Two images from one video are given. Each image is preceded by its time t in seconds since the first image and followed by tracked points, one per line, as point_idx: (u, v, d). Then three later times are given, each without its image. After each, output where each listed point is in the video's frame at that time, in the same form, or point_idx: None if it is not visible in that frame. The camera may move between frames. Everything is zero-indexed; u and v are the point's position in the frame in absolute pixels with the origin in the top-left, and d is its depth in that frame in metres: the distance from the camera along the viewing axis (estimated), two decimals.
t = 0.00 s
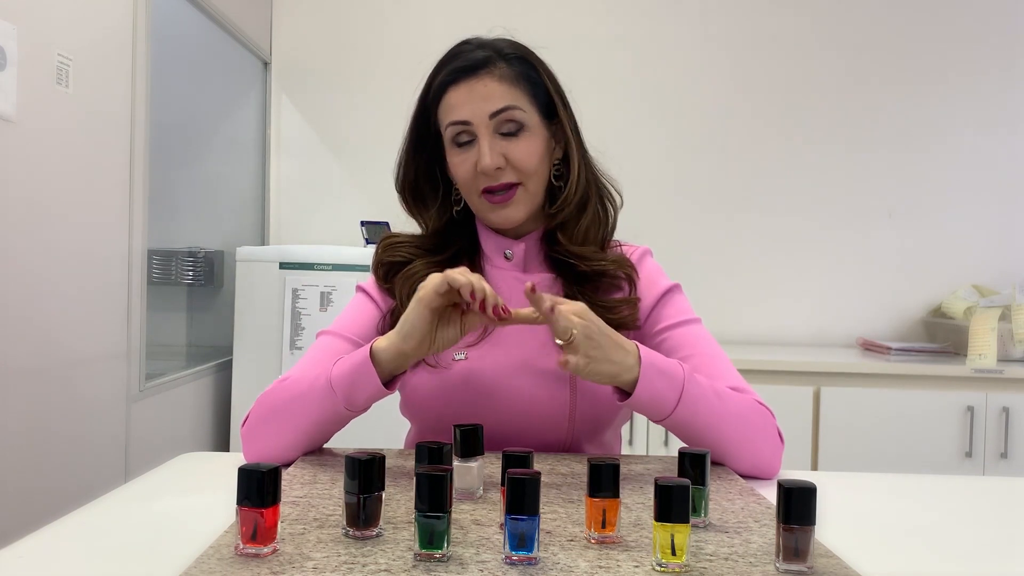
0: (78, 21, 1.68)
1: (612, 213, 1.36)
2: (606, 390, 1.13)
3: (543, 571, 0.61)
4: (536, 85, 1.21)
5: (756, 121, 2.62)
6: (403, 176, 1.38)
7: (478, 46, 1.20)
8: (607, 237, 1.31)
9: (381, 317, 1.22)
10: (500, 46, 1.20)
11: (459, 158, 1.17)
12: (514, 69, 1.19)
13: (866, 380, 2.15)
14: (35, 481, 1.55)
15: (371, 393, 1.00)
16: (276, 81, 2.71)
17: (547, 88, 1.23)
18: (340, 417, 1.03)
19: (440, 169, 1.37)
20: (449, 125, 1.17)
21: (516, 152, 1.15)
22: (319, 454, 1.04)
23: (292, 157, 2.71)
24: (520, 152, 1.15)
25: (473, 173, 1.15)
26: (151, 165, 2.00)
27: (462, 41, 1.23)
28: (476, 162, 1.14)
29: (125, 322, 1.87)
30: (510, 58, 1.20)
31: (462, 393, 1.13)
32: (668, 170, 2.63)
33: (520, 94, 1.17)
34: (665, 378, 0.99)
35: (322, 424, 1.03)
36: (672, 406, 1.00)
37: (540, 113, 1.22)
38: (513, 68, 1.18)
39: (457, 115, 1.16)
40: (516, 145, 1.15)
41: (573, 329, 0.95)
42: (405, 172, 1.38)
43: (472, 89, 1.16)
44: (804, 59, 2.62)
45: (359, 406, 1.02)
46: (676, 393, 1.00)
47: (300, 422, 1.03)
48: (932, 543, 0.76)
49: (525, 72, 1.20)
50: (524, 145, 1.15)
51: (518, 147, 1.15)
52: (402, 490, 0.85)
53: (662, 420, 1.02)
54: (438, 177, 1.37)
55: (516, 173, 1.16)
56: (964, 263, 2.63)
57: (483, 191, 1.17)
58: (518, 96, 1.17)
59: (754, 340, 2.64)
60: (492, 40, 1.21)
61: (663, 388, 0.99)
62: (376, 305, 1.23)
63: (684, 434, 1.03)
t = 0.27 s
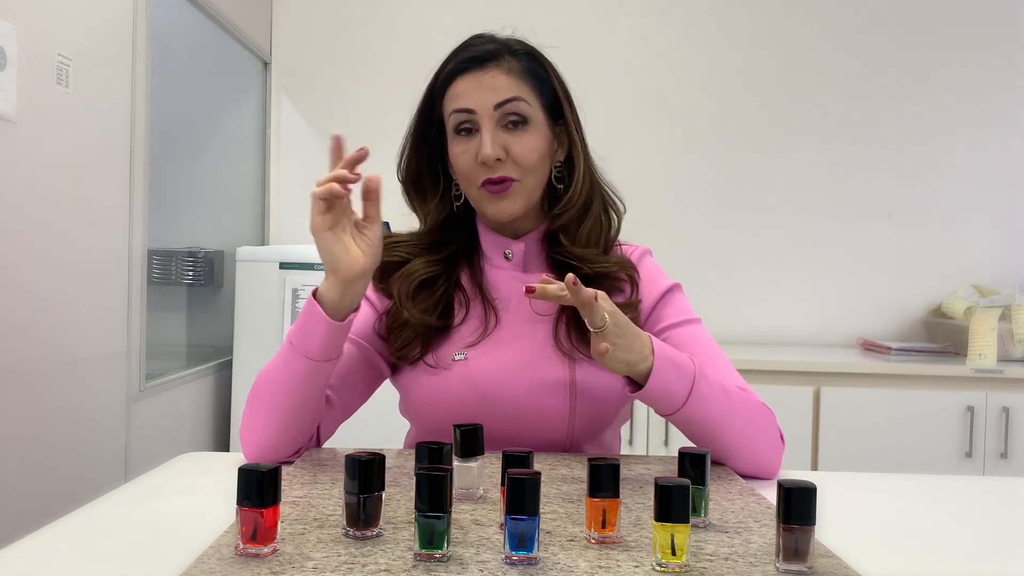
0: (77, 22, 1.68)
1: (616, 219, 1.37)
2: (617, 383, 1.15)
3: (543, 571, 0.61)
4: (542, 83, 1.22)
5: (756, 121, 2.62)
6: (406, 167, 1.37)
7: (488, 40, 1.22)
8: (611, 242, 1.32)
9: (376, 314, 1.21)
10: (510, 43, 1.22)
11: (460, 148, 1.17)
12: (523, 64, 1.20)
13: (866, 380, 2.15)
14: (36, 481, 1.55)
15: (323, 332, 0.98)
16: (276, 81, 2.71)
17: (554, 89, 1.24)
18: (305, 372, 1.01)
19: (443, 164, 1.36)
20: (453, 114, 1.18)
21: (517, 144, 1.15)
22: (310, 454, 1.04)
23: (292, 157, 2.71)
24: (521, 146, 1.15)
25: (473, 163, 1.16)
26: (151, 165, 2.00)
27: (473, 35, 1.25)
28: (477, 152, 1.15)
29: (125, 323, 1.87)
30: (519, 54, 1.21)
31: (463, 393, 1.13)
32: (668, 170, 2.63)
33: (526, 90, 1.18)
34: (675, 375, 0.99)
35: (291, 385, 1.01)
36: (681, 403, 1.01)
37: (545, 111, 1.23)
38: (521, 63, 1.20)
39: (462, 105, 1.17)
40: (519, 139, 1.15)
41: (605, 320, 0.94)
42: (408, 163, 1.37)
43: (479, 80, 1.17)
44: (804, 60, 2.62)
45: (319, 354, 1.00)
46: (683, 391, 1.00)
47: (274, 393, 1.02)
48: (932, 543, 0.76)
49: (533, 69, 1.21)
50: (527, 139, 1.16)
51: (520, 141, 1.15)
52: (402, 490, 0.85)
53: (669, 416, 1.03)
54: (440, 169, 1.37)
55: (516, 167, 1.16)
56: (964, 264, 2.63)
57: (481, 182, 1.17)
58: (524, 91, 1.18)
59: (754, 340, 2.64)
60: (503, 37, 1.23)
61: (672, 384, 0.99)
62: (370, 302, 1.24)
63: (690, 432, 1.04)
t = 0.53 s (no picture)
0: (77, 22, 1.68)
1: (613, 218, 1.37)
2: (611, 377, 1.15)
3: (543, 570, 0.61)
4: (543, 83, 1.23)
5: (756, 121, 2.62)
6: (403, 169, 1.36)
7: (488, 40, 1.22)
8: (608, 235, 1.32)
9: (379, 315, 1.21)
10: (509, 42, 1.22)
11: (461, 148, 1.17)
12: (523, 64, 1.21)
13: (866, 380, 2.15)
14: (36, 481, 1.55)
15: (364, 365, 0.99)
16: (276, 81, 2.71)
17: (554, 89, 1.24)
18: (335, 395, 1.02)
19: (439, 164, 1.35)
20: (455, 114, 1.17)
21: (521, 144, 1.15)
22: (317, 453, 1.05)
23: (292, 157, 2.71)
24: (523, 145, 1.15)
25: (476, 162, 1.15)
26: (151, 164, 2.00)
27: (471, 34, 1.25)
28: (480, 152, 1.14)
29: (125, 323, 1.87)
30: (520, 54, 1.22)
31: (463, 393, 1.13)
32: (668, 170, 2.63)
33: (527, 90, 1.19)
34: (677, 371, 0.99)
35: (321, 405, 1.02)
36: (683, 399, 1.00)
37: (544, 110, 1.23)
38: (522, 63, 1.20)
39: (465, 105, 1.17)
40: (522, 138, 1.15)
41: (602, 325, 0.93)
42: (405, 165, 1.35)
43: (480, 81, 1.18)
44: (804, 60, 2.62)
45: (352, 381, 1.01)
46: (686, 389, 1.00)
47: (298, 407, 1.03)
48: (932, 543, 0.76)
49: (533, 69, 1.22)
50: (529, 139, 1.16)
51: (523, 141, 1.15)
52: (403, 490, 0.85)
53: (671, 413, 1.02)
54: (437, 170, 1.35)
55: (518, 165, 1.16)
56: (964, 264, 2.63)
57: (483, 182, 1.17)
58: (525, 91, 1.18)
59: (754, 340, 2.64)
60: (502, 37, 1.24)
61: (675, 380, 0.99)
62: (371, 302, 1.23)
63: (690, 428, 1.03)
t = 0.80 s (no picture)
0: (77, 22, 1.68)
1: (614, 225, 1.37)
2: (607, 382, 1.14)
3: (543, 571, 0.61)
4: (555, 87, 1.23)
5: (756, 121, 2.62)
6: (405, 160, 1.35)
7: (504, 40, 1.23)
8: (610, 240, 1.31)
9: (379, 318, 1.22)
10: (525, 44, 1.22)
11: (469, 145, 1.16)
12: (538, 68, 1.22)
13: (866, 380, 2.15)
14: (36, 481, 1.55)
15: (349, 379, 1.00)
16: (276, 81, 2.71)
17: (565, 94, 1.26)
18: (320, 409, 1.02)
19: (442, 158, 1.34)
20: (465, 110, 1.17)
21: (530, 147, 1.15)
22: (314, 454, 1.04)
23: (292, 157, 2.71)
24: (533, 148, 1.15)
25: (483, 161, 1.15)
26: (151, 165, 2.00)
27: (486, 33, 1.25)
28: (488, 151, 1.14)
29: (125, 323, 1.87)
30: (535, 57, 1.22)
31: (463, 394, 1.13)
32: (668, 170, 2.63)
33: (540, 93, 1.19)
34: (676, 378, 0.99)
35: (304, 416, 1.02)
36: (683, 406, 1.00)
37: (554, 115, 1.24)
38: (537, 67, 1.21)
39: (477, 103, 1.17)
40: (532, 141, 1.15)
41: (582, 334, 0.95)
42: (408, 156, 1.35)
43: (495, 80, 1.18)
44: (804, 60, 2.61)
45: (338, 395, 1.02)
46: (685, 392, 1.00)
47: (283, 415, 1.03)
48: (932, 544, 0.76)
49: (547, 73, 1.23)
50: (539, 143, 1.16)
51: (533, 143, 1.15)
52: (402, 490, 0.85)
53: (671, 420, 1.02)
54: (439, 165, 1.35)
55: (526, 168, 1.16)
56: (964, 264, 2.63)
57: (489, 181, 1.16)
58: (538, 94, 1.19)
59: (754, 340, 2.64)
60: (518, 38, 1.24)
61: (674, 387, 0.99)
62: (371, 304, 1.23)
63: (690, 436, 1.03)
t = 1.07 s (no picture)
0: (77, 22, 1.68)
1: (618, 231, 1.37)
2: (607, 384, 1.13)
3: (543, 571, 0.61)
4: (564, 90, 1.24)
5: (756, 121, 2.62)
6: (410, 155, 1.35)
7: (517, 39, 1.23)
8: (613, 244, 1.32)
9: (379, 320, 1.22)
10: (537, 45, 1.22)
11: (476, 143, 1.16)
12: (549, 70, 1.22)
13: (866, 380, 2.15)
14: (36, 480, 1.55)
15: (359, 398, 1.00)
16: (276, 81, 2.71)
17: (573, 98, 1.26)
18: (328, 421, 1.03)
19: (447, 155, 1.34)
20: (474, 107, 1.16)
21: (537, 148, 1.15)
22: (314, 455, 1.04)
23: (292, 157, 2.71)
24: (539, 150, 1.15)
25: (489, 160, 1.15)
26: (151, 165, 2.00)
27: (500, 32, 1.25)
28: (495, 151, 1.14)
29: (125, 323, 1.87)
30: (547, 59, 1.23)
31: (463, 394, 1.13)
32: (668, 170, 2.63)
33: (549, 96, 1.19)
34: (670, 383, 1.00)
35: (312, 427, 1.02)
36: (679, 411, 1.01)
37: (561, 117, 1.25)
38: (548, 69, 1.21)
39: (487, 100, 1.16)
40: (539, 143, 1.15)
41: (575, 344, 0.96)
42: (415, 150, 1.35)
43: (506, 79, 1.18)
44: (804, 60, 2.61)
45: (347, 411, 1.02)
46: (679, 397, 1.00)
47: (289, 422, 1.02)
48: (932, 544, 0.76)
49: (558, 77, 1.23)
50: (546, 145, 1.16)
51: (540, 145, 1.15)
52: (403, 490, 0.85)
53: (666, 424, 1.02)
54: (444, 161, 1.35)
55: (531, 170, 1.16)
56: (964, 263, 2.63)
57: (493, 180, 1.16)
58: (548, 97, 1.19)
59: (754, 340, 2.64)
60: (530, 39, 1.24)
61: (667, 392, 0.99)
62: (371, 306, 1.23)
63: (686, 440, 1.03)
